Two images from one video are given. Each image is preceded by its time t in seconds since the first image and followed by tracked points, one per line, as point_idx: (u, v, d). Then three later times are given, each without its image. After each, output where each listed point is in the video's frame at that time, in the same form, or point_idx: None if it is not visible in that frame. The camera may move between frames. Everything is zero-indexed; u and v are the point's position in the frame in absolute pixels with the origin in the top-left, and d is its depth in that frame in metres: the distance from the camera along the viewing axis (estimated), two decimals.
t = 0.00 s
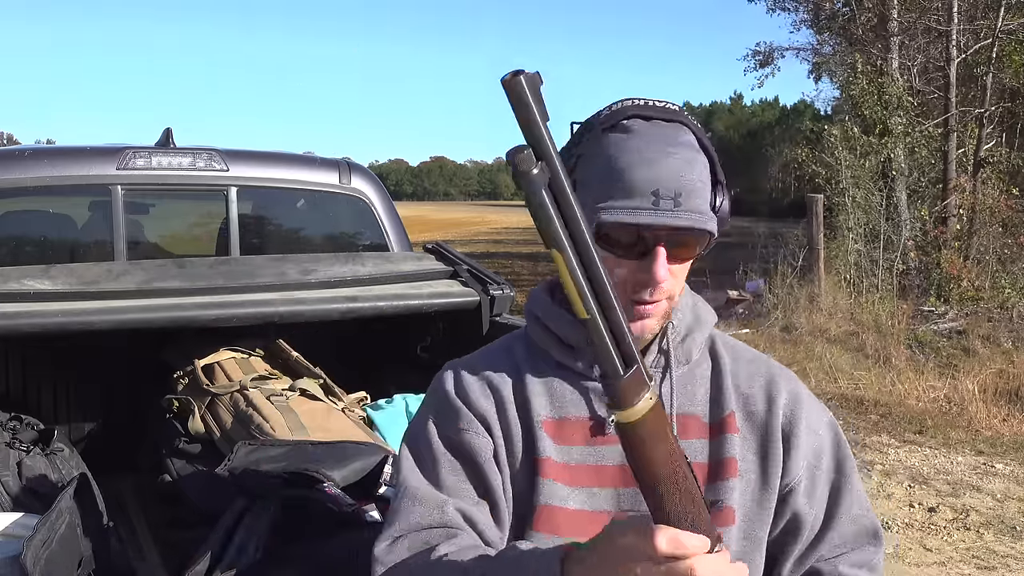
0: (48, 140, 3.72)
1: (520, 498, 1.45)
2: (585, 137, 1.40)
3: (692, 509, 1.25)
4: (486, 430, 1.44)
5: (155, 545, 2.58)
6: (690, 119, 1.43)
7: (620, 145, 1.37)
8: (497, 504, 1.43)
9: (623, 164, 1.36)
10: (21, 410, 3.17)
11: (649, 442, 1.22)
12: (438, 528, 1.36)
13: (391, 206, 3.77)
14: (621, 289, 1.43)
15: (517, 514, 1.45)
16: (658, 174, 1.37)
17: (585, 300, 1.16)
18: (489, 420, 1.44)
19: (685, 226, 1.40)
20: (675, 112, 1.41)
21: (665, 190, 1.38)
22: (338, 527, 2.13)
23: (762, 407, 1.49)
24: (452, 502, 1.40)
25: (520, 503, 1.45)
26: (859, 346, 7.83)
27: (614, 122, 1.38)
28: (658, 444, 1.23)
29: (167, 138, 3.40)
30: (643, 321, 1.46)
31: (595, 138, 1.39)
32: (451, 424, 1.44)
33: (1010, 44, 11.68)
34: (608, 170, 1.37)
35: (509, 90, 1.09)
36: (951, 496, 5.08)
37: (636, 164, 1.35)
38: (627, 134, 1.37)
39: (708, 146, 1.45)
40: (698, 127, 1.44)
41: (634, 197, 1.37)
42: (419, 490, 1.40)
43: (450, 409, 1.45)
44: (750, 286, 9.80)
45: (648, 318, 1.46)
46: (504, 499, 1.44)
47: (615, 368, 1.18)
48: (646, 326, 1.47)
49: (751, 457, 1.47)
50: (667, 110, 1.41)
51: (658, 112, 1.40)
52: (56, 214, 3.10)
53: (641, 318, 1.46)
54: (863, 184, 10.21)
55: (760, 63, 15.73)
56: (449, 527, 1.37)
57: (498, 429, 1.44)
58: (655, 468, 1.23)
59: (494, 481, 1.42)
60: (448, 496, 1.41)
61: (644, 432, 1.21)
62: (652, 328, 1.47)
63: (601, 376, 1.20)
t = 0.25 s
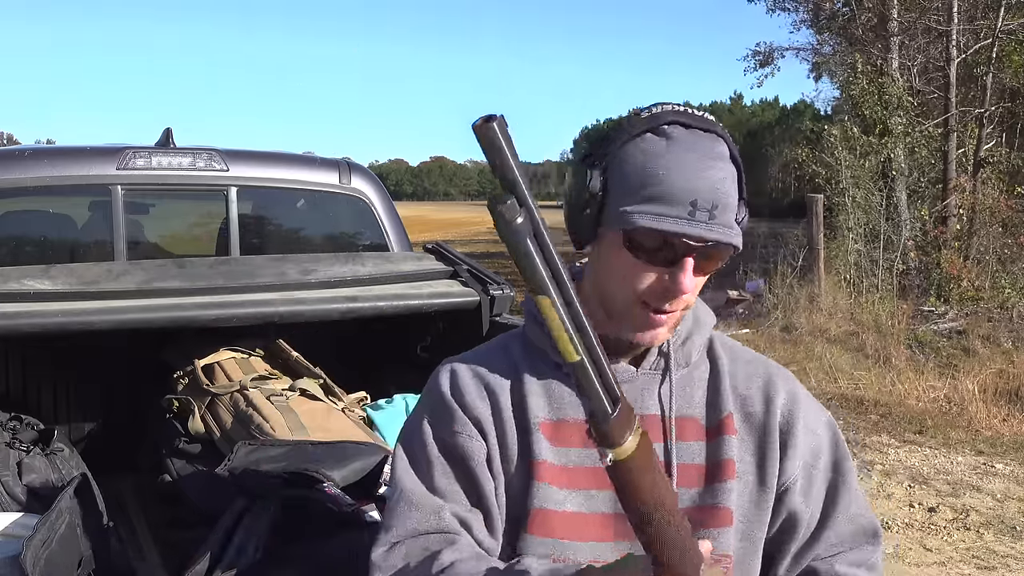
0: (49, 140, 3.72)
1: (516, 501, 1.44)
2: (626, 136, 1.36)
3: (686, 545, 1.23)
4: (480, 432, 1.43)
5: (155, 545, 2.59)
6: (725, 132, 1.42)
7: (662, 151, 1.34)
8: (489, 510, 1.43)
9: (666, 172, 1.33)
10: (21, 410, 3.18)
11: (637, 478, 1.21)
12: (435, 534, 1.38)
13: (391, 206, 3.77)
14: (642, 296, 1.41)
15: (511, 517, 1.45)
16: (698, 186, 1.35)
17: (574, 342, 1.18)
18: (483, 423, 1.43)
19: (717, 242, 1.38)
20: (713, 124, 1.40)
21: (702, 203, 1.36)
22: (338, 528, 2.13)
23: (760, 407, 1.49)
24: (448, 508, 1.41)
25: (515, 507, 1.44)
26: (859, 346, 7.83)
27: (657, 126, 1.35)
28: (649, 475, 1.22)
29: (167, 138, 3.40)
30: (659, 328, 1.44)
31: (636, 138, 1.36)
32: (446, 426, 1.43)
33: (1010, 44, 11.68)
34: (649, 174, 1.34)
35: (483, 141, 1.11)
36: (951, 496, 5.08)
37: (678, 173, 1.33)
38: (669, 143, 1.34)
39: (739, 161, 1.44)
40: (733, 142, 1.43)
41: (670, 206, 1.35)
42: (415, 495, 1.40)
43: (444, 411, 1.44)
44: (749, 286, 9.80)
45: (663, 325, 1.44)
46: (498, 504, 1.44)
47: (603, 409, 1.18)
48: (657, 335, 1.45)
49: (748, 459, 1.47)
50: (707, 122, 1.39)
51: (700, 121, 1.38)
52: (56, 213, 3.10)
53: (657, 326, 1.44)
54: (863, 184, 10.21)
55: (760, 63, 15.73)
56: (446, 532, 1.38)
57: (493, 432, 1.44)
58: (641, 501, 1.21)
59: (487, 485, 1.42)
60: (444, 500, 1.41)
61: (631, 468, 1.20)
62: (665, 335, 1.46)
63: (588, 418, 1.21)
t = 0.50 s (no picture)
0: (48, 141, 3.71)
1: (515, 501, 1.44)
2: (647, 132, 1.39)
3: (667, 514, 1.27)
4: (483, 431, 1.43)
5: (155, 545, 2.59)
6: (748, 138, 1.43)
7: (679, 148, 1.36)
8: (487, 510, 1.43)
9: (680, 168, 1.35)
10: (21, 410, 3.18)
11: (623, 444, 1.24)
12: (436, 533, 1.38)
13: (391, 206, 3.77)
14: (648, 291, 1.41)
15: (511, 516, 1.45)
16: (712, 185, 1.36)
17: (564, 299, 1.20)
18: (487, 422, 1.43)
19: (727, 242, 1.38)
20: (737, 131, 1.42)
21: (715, 202, 1.37)
22: (338, 528, 2.13)
23: (765, 413, 1.49)
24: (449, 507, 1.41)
25: (514, 506, 1.44)
26: (859, 346, 7.83)
27: (679, 125, 1.38)
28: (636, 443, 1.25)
29: (167, 138, 3.40)
30: (663, 326, 1.43)
31: (657, 134, 1.38)
32: (449, 422, 1.43)
33: (1010, 44, 11.67)
34: (663, 168, 1.36)
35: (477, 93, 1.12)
36: (951, 496, 5.08)
37: (693, 171, 1.35)
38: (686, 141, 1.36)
39: (760, 172, 1.45)
40: (756, 153, 1.44)
41: (683, 203, 1.36)
42: (416, 494, 1.40)
43: (448, 406, 1.44)
44: (750, 285, 9.78)
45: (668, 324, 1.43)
46: (495, 503, 1.44)
47: (590, 371, 1.21)
48: (663, 333, 1.44)
49: (752, 464, 1.47)
50: (729, 126, 1.40)
51: (723, 126, 1.40)
52: (56, 214, 3.10)
53: (661, 324, 1.43)
54: (863, 184, 10.19)
55: (760, 63, 15.72)
56: (447, 534, 1.38)
57: (497, 431, 1.44)
58: (628, 467, 1.24)
59: (486, 484, 1.42)
60: (445, 499, 1.41)
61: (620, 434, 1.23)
62: (669, 334, 1.45)
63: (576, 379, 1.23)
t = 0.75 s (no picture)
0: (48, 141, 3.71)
1: (521, 500, 1.44)
2: (654, 128, 1.39)
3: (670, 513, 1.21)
4: (491, 430, 1.43)
5: (155, 545, 2.58)
6: (755, 138, 1.44)
7: (686, 145, 1.36)
8: (496, 507, 1.42)
9: (686, 163, 1.35)
10: (21, 410, 3.18)
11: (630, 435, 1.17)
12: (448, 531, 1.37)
13: (391, 206, 3.77)
14: (653, 288, 1.40)
15: (517, 515, 1.45)
16: (718, 182, 1.36)
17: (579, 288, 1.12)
18: (496, 421, 1.43)
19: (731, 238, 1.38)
20: (746, 130, 1.42)
21: (721, 199, 1.37)
22: (339, 527, 2.13)
23: (768, 413, 1.49)
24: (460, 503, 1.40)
25: (521, 505, 1.44)
26: (859, 346, 7.84)
27: (686, 122, 1.38)
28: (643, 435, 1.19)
29: (167, 138, 3.40)
30: (668, 323, 1.43)
31: (664, 131, 1.38)
32: (457, 421, 1.43)
33: (1010, 44, 11.66)
34: (670, 164, 1.36)
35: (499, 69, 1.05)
36: (951, 496, 5.08)
37: (700, 168, 1.35)
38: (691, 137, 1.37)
39: (767, 171, 1.46)
40: (764, 153, 1.45)
41: (689, 199, 1.36)
42: (428, 490, 1.39)
43: (456, 406, 1.44)
44: (750, 285, 9.78)
45: (673, 320, 1.42)
46: (503, 502, 1.43)
47: (603, 364, 1.15)
48: (667, 329, 1.43)
49: (755, 464, 1.47)
50: (736, 125, 1.41)
51: (731, 125, 1.40)
52: (56, 214, 3.10)
53: (666, 320, 1.42)
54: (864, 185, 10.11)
55: (760, 63, 15.72)
56: (460, 532, 1.37)
57: (504, 430, 1.44)
58: (634, 460, 1.18)
59: (495, 483, 1.41)
60: (456, 496, 1.41)
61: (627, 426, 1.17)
62: (674, 331, 1.44)
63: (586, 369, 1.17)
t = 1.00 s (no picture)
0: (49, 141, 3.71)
1: (522, 497, 1.44)
2: (649, 126, 1.42)
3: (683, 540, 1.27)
4: (491, 426, 1.43)
5: (155, 545, 2.58)
6: (748, 132, 1.46)
7: (681, 141, 1.39)
8: (497, 504, 1.42)
9: (682, 159, 1.37)
10: (21, 410, 3.18)
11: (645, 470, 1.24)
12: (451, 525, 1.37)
13: (391, 206, 3.77)
14: (652, 283, 1.40)
15: (518, 513, 1.45)
16: (713, 176, 1.37)
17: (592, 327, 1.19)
18: (495, 417, 1.43)
19: (729, 232, 1.39)
20: (739, 128, 1.45)
21: (718, 193, 1.38)
22: (339, 527, 2.13)
23: (767, 415, 1.49)
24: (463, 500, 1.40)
25: (521, 503, 1.44)
26: (859, 346, 7.84)
27: (681, 119, 1.40)
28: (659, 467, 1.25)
29: (168, 138, 3.40)
30: (668, 319, 1.42)
31: (658, 128, 1.41)
32: (457, 418, 1.43)
33: (1010, 44, 11.66)
34: (666, 159, 1.38)
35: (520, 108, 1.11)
36: (951, 496, 5.08)
37: (695, 162, 1.37)
38: (685, 135, 1.39)
39: (762, 169, 1.48)
40: (757, 151, 1.47)
41: (686, 194, 1.37)
42: (431, 485, 1.40)
43: (456, 402, 1.44)
44: (750, 285, 9.78)
45: (673, 317, 1.42)
46: (504, 498, 1.43)
47: (621, 402, 1.21)
48: (667, 327, 1.43)
49: (753, 466, 1.47)
50: (728, 120, 1.43)
51: (724, 121, 1.43)
52: (56, 214, 3.10)
53: (666, 316, 1.42)
54: (864, 184, 10.15)
55: (760, 63, 15.72)
56: (462, 526, 1.37)
57: (503, 427, 1.44)
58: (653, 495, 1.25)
59: (496, 479, 1.41)
60: (460, 492, 1.41)
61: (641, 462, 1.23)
62: (674, 328, 1.43)
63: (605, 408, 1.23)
